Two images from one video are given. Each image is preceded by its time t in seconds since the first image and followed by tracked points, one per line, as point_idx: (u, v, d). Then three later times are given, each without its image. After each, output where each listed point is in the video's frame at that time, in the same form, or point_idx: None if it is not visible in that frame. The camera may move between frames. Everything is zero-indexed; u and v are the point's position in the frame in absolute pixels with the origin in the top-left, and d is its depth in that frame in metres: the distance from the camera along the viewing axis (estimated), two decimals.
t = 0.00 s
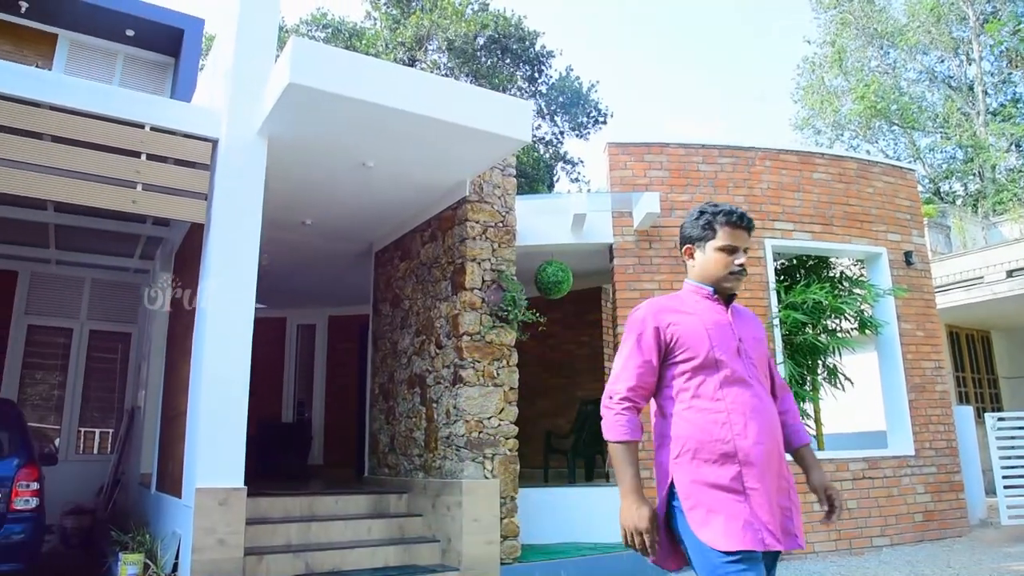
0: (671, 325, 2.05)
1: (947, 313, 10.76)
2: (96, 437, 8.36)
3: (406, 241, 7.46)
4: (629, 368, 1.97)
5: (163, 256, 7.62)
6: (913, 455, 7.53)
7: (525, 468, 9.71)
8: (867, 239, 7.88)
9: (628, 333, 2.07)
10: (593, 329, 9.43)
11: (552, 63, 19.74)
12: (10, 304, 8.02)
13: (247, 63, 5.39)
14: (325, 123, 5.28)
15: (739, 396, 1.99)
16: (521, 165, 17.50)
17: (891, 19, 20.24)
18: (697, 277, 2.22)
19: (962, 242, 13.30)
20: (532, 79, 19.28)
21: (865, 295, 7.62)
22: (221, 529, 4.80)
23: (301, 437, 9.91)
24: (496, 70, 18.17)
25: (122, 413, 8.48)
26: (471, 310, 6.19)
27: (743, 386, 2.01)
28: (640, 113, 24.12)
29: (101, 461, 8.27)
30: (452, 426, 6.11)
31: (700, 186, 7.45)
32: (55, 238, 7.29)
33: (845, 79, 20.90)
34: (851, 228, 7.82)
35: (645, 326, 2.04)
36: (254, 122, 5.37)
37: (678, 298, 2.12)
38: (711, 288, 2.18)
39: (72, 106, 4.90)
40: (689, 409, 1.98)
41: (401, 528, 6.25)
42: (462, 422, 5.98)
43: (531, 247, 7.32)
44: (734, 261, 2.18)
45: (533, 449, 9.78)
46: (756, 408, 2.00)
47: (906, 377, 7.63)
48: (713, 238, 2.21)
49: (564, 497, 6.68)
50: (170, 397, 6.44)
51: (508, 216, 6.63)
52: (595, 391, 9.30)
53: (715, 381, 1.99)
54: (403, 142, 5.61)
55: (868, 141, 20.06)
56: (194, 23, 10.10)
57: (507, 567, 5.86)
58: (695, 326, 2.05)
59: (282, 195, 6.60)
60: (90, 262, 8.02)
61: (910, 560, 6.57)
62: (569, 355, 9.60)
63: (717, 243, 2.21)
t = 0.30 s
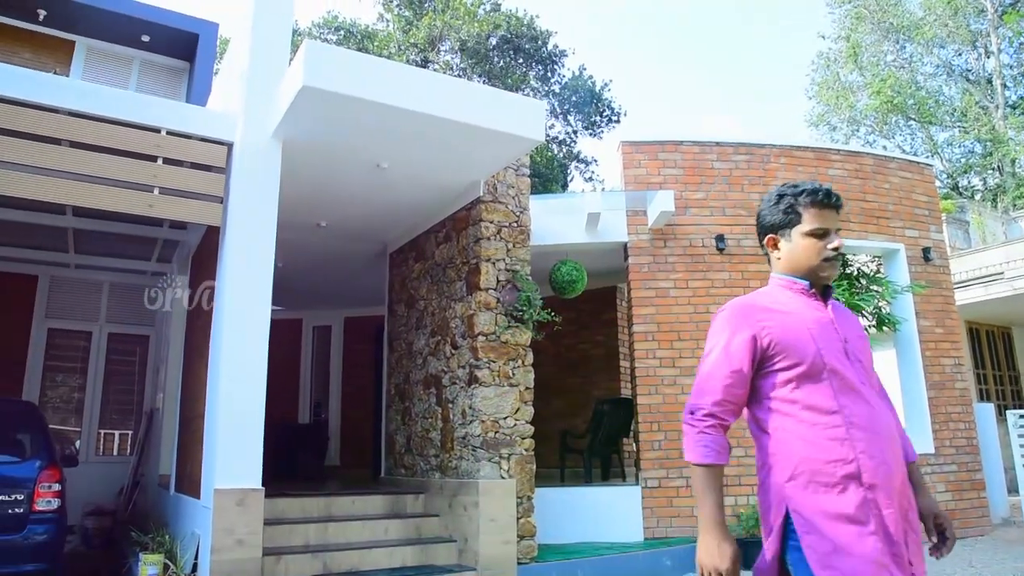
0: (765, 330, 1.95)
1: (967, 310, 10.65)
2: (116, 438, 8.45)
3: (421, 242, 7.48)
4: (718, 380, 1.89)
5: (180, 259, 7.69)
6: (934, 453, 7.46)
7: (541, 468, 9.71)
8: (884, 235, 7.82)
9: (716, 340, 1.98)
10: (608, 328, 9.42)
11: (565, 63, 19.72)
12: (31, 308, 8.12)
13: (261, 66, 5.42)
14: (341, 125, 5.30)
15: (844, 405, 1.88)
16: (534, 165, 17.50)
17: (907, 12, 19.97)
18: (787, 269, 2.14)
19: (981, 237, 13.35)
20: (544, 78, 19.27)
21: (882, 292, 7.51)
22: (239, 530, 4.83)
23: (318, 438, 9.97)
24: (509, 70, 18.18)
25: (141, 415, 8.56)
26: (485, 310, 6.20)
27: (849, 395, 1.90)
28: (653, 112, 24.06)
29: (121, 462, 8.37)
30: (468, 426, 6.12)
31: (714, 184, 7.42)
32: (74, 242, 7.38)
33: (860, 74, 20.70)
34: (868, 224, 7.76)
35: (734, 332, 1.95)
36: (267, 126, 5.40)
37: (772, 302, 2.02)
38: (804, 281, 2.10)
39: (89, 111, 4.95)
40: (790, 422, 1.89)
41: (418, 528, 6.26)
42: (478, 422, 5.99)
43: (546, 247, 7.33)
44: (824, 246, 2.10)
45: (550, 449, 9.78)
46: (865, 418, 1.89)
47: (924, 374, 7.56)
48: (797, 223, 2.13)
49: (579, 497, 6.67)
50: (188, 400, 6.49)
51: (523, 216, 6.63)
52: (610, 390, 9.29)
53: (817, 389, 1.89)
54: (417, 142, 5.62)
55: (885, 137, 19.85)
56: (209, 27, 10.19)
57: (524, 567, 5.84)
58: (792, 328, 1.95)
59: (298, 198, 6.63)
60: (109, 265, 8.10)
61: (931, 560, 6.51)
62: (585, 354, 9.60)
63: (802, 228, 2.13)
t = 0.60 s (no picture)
0: (885, 272, 1.55)
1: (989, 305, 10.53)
2: (136, 440, 8.54)
3: (437, 243, 7.50)
4: (854, 326, 1.45)
5: (198, 262, 7.76)
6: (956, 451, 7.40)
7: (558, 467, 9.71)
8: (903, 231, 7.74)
9: (829, 285, 1.55)
10: (624, 327, 9.40)
11: (579, 61, 19.69)
12: (52, 312, 8.23)
13: (275, 69, 5.44)
14: (355, 127, 5.33)
15: (986, 373, 1.49)
16: (549, 164, 17.50)
17: (925, 5, 19.67)
18: (890, 216, 1.70)
19: (1003, 231, 13.20)
20: (558, 78, 19.24)
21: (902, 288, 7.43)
22: (259, 531, 4.87)
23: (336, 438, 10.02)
24: (523, 70, 18.19)
25: (161, 417, 8.65)
26: (502, 310, 6.20)
27: (989, 354, 1.52)
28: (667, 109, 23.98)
29: (141, 464, 8.46)
30: (486, 426, 6.13)
31: (730, 181, 7.38)
32: (94, 247, 7.47)
33: (876, 68, 20.36)
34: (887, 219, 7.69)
35: (851, 276, 1.53)
36: (282, 130, 5.42)
37: (879, 245, 1.64)
38: (910, 229, 1.67)
39: (108, 117, 5.00)
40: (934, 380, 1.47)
41: (436, 529, 6.28)
42: (495, 422, 6.00)
43: (562, 246, 7.33)
44: (940, 191, 1.64)
45: (567, 448, 9.78)
46: (1013, 380, 1.51)
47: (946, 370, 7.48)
48: (903, 164, 1.67)
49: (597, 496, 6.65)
50: (207, 402, 6.55)
51: (538, 216, 6.63)
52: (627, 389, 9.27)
53: (952, 353, 1.50)
54: (431, 144, 5.63)
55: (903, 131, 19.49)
56: (223, 32, 10.26)
57: (542, 566, 5.84)
58: (917, 272, 1.56)
59: (314, 200, 6.68)
60: (129, 270, 8.20)
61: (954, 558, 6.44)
62: (601, 353, 9.59)
63: (909, 171, 1.67)
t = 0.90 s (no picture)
0: None
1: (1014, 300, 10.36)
2: (157, 442, 8.63)
3: (453, 243, 7.52)
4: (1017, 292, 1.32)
5: (217, 265, 7.83)
6: (980, 449, 7.30)
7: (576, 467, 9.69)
8: (923, 226, 7.65)
9: (970, 256, 1.43)
10: (642, 326, 9.37)
11: (593, 60, 19.64)
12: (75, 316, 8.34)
13: (292, 73, 5.49)
14: (370, 129, 5.35)
15: None
16: (564, 163, 17.49)
17: None
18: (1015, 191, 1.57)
19: None
20: (573, 77, 19.19)
21: (922, 283, 7.42)
22: (279, 531, 4.90)
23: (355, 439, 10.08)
24: (537, 69, 18.18)
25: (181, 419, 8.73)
26: (519, 310, 6.20)
27: None
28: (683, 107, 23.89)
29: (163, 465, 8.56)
30: (504, 427, 6.14)
31: (747, 178, 7.34)
32: (114, 251, 7.56)
33: (895, 62, 20.24)
34: (906, 215, 7.61)
35: (993, 247, 1.41)
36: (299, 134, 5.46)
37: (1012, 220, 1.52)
38: None
39: (126, 123, 5.06)
40: None
41: (455, 529, 6.30)
42: (513, 422, 6.00)
43: (579, 245, 7.33)
44: None
45: (586, 448, 9.77)
46: None
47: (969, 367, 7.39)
48: None
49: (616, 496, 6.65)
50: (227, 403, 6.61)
51: (554, 215, 6.64)
52: (645, 388, 9.24)
53: None
54: (446, 144, 5.65)
55: (922, 125, 19.27)
56: (238, 36, 10.34)
57: (562, 566, 5.84)
58: None
59: (331, 202, 6.72)
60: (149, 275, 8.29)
61: (978, 558, 6.36)
62: (619, 352, 9.57)
63: None
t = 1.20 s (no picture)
0: None
1: None
2: (179, 444, 8.72)
3: (470, 243, 7.53)
4: None
5: (236, 267, 7.88)
6: (1005, 447, 7.20)
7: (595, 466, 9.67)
8: (945, 221, 7.56)
9: None
10: (660, 324, 9.34)
11: (608, 59, 19.54)
12: (97, 320, 8.44)
13: (309, 76, 5.53)
14: (386, 130, 5.37)
15: None
16: (580, 162, 17.46)
17: None
18: None
19: None
20: (588, 75, 19.12)
21: (945, 279, 7.35)
22: (300, 531, 4.94)
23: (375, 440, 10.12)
24: (552, 69, 18.16)
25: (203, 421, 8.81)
26: (536, 309, 6.20)
27: None
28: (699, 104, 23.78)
29: (185, 467, 8.63)
30: (522, 426, 6.13)
31: (764, 175, 7.29)
32: (135, 255, 7.64)
33: (915, 55, 19.99)
34: (927, 209, 7.52)
35: None
36: (316, 137, 5.49)
37: None
38: None
39: (144, 129, 5.11)
40: None
41: (474, 529, 6.31)
42: (532, 422, 6.00)
43: (596, 244, 7.31)
44: None
45: (605, 447, 9.74)
46: None
47: (992, 363, 7.29)
48: None
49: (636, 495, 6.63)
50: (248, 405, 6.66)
51: (571, 214, 6.63)
52: (663, 386, 9.20)
53: None
54: (462, 144, 5.65)
55: (943, 119, 18.98)
56: (255, 40, 10.42)
57: (582, 566, 5.82)
58: None
59: (349, 203, 6.75)
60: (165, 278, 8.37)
61: (1005, 557, 6.27)
62: (637, 351, 9.54)
63: None
